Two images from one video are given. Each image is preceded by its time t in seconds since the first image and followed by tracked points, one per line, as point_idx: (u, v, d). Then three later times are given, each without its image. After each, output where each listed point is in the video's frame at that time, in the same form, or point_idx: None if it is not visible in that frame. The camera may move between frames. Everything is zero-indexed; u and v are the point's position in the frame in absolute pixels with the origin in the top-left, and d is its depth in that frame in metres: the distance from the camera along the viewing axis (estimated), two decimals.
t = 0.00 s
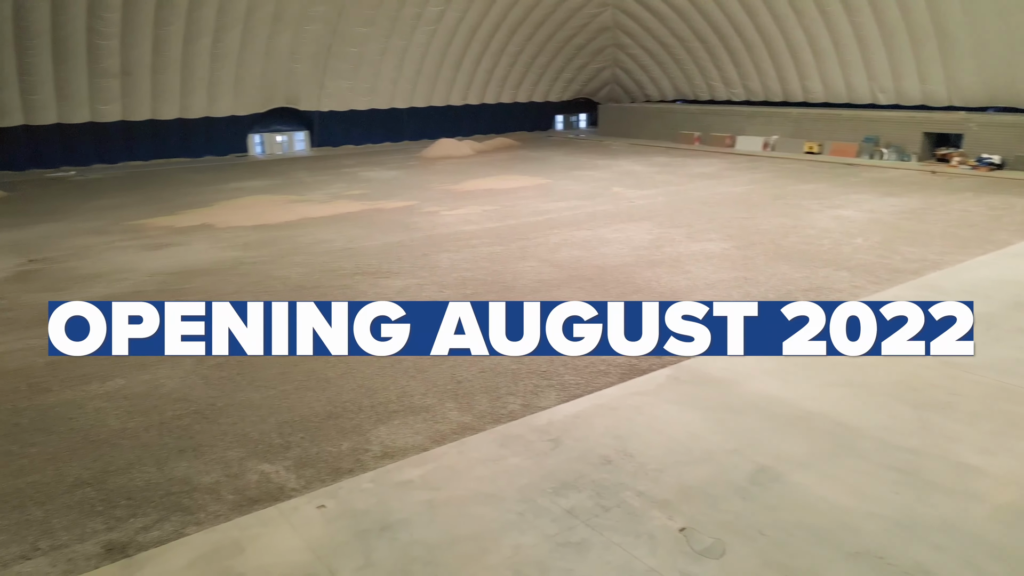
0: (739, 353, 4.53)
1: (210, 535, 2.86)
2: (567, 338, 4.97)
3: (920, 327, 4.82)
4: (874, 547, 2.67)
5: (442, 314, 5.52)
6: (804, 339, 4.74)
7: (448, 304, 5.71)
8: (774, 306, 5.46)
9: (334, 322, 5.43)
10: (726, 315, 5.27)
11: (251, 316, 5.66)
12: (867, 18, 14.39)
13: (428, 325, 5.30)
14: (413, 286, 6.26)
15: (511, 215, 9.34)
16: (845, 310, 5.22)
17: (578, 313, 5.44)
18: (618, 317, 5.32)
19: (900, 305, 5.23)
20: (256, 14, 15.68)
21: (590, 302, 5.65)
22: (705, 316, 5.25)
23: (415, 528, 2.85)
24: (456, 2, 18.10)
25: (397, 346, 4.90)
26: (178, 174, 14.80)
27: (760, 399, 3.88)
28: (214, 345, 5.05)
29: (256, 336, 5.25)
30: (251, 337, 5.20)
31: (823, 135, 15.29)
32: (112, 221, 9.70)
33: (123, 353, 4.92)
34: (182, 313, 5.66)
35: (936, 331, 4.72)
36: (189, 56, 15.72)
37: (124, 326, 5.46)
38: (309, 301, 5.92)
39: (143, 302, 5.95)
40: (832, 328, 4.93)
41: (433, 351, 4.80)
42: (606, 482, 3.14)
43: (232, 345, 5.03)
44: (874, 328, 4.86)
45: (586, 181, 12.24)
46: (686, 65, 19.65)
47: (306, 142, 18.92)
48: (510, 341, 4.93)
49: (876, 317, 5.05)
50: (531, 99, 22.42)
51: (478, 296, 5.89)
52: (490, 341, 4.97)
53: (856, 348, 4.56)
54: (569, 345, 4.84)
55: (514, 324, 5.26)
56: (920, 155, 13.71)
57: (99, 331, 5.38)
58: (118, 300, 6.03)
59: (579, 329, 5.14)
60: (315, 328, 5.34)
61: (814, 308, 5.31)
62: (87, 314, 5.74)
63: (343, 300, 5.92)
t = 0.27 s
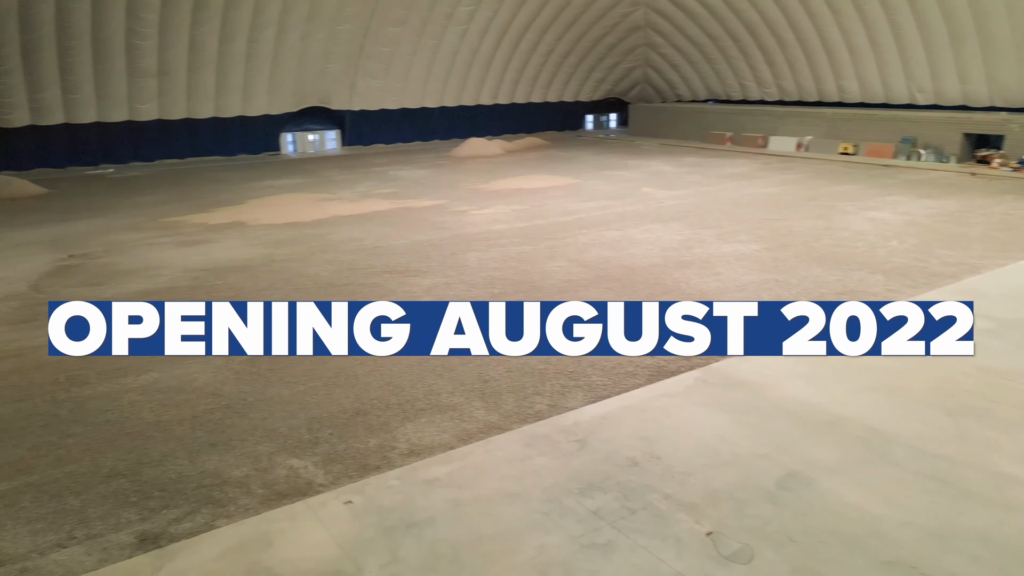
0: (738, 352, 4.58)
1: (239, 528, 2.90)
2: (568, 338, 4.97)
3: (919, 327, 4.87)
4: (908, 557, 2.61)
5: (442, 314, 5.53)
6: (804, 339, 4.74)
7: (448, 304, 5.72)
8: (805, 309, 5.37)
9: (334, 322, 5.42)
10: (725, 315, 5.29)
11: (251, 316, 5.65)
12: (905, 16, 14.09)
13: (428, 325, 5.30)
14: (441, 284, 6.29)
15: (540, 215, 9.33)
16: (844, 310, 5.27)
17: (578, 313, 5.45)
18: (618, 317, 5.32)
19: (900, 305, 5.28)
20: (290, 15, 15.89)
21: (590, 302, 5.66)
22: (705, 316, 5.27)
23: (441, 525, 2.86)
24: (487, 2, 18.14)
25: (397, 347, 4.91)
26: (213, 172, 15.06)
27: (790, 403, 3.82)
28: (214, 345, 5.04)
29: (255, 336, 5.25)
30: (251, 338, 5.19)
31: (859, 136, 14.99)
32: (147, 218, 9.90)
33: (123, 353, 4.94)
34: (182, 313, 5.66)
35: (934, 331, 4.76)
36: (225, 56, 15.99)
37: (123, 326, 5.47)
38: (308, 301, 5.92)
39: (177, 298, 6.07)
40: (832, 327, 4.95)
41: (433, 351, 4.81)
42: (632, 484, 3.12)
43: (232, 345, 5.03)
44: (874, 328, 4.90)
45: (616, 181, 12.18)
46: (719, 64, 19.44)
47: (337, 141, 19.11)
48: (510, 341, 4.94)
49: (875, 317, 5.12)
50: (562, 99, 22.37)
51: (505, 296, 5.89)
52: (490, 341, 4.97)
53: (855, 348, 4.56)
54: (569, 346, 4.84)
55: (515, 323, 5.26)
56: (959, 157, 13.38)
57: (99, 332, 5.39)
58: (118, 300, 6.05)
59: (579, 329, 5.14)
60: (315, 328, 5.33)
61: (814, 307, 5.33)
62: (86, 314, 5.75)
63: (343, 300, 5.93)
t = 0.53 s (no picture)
0: (738, 352, 4.62)
1: (267, 522, 2.93)
2: (568, 338, 4.98)
3: (919, 327, 4.88)
4: (941, 568, 2.55)
5: (443, 314, 5.54)
6: (803, 339, 4.75)
7: (448, 304, 5.73)
8: (837, 313, 5.27)
9: (333, 322, 5.44)
10: (726, 315, 5.31)
11: (251, 316, 5.67)
12: (944, 14, 13.77)
13: (428, 325, 5.32)
14: (468, 283, 6.31)
15: (568, 215, 9.30)
16: (844, 310, 5.27)
17: (578, 313, 5.45)
18: (618, 317, 5.32)
19: (900, 305, 5.33)
20: (322, 14, 16.07)
21: (591, 302, 5.67)
22: (705, 316, 5.29)
23: (466, 523, 2.87)
24: (517, 2, 18.15)
25: (397, 347, 4.92)
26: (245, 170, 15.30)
27: (820, 407, 3.76)
28: (214, 345, 5.05)
29: (256, 336, 5.27)
30: (250, 338, 5.20)
31: (895, 136, 14.68)
32: (181, 215, 10.08)
33: (123, 353, 4.96)
34: (182, 313, 5.70)
35: (934, 331, 4.77)
36: (258, 56, 16.23)
37: (124, 326, 5.51)
38: (308, 301, 5.93)
39: (208, 294, 6.18)
40: (832, 328, 4.94)
41: (433, 351, 4.81)
42: (658, 487, 3.09)
43: (232, 345, 5.04)
44: (874, 328, 4.90)
45: (645, 181, 12.09)
46: (751, 63, 19.19)
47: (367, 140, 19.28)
48: (511, 341, 4.95)
49: (876, 317, 5.13)
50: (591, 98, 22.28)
51: (532, 296, 5.89)
52: (490, 340, 4.98)
53: (855, 348, 4.55)
54: (569, 345, 4.85)
55: (515, 323, 5.27)
56: (1000, 158, 13.03)
57: (99, 332, 5.43)
58: (118, 300, 6.09)
59: (580, 329, 5.14)
60: (315, 328, 5.35)
61: (814, 307, 5.35)
62: (86, 314, 5.79)
63: (343, 300, 5.94)
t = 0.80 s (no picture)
0: (738, 352, 4.63)
1: (293, 517, 2.97)
2: (568, 338, 4.98)
3: (919, 327, 4.88)
4: None
5: (442, 314, 5.54)
6: (803, 339, 4.76)
7: (448, 304, 5.73)
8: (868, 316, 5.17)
9: (334, 323, 5.45)
10: (726, 315, 5.30)
11: (251, 316, 5.67)
12: (984, 12, 13.44)
13: (428, 325, 5.33)
14: (494, 283, 6.31)
15: (594, 215, 9.26)
16: (844, 310, 5.26)
17: (578, 313, 5.44)
18: (618, 317, 5.31)
19: (901, 305, 5.33)
20: (352, 15, 16.20)
21: (591, 302, 5.65)
22: (706, 316, 5.28)
23: (489, 523, 2.87)
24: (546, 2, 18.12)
25: (397, 347, 4.93)
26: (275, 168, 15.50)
27: (850, 412, 3.69)
28: (214, 345, 5.07)
29: (256, 336, 5.27)
30: (251, 338, 5.21)
31: (930, 137, 14.37)
32: (211, 213, 10.23)
33: (123, 353, 4.97)
34: (182, 313, 5.71)
35: (935, 331, 4.76)
36: (289, 55, 16.41)
37: (124, 326, 5.52)
38: (308, 301, 5.93)
39: (238, 290, 6.27)
40: (832, 327, 4.94)
41: (433, 351, 4.82)
42: (684, 489, 3.06)
43: (232, 345, 5.05)
44: (874, 328, 4.89)
45: (673, 182, 11.99)
46: (783, 62, 18.93)
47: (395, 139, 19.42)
48: (510, 341, 4.95)
49: (876, 317, 5.12)
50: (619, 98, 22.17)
51: (558, 296, 5.87)
52: (490, 341, 4.99)
53: (855, 348, 4.55)
54: (569, 345, 4.85)
55: (515, 323, 5.26)
56: None
57: (98, 332, 5.44)
58: (118, 300, 6.10)
59: (579, 329, 5.14)
60: (315, 328, 5.35)
61: (814, 308, 5.34)
62: (86, 314, 5.80)
63: (343, 300, 5.94)
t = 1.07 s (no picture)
0: (738, 352, 4.64)
1: (319, 513, 2.99)
2: (567, 338, 4.97)
3: (919, 327, 4.89)
4: None
5: (442, 314, 5.54)
6: (804, 339, 4.81)
7: (448, 304, 5.73)
8: (899, 320, 5.07)
9: (334, 323, 5.43)
10: (726, 315, 5.30)
11: (251, 316, 5.64)
12: None
13: (428, 325, 5.32)
14: (519, 282, 6.31)
15: (621, 215, 9.21)
16: (844, 310, 5.28)
17: (578, 313, 5.43)
18: (618, 317, 5.30)
19: (900, 305, 5.34)
20: (381, 15, 16.32)
21: (591, 302, 5.65)
22: (706, 316, 5.28)
23: (512, 523, 2.86)
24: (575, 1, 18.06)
25: (397, 346, 4.93)
26: (304, 167, 15.67)
27: (880, 417, 3.62)
28: (214, 345, 5.07)
29: (255, 336, 5.25)
30: (251, 338, 5.20)
31: (967, 138, 14.05)
32: (241, 210, 10.37)
33: (123, 353, 4.99)
34: (182, 313, 5.71)
35: (934, 331, 4.76)
36: (319, 55, 16.58)
37: (123, 326, 5.52)
38: (308, 301, 5.93)
39: (265, 288, 6.35)
40: (831, 327, 4.97)
41: (433, 351, 4.82)
42: (709, 493, 3.03)
43: (232, 345, 5.06)
44: (874, 328, 4.91)
45: (701, 182, 11.88)
46: (816, 61, 18.64)
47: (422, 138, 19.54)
48: (510, 341, 4.95)
49: (875, 317, 5.14)
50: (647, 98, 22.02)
51: (584, 296, 5.85)
52: (490, 341, 4.99)
53: (856, 348, 4.59)
54: (569, 345, 4.85)
55: (515, 323, 5.26)
56: None
57: (98, 331, 5.44)
58: (120, 300, 6.11)
59: (579, 329, 5.13)
60: (315, 328, 5.34)
61: (814, 308, 5.35)
62: (85, 314, 5.80)
63: (343, 300, 5.93)
